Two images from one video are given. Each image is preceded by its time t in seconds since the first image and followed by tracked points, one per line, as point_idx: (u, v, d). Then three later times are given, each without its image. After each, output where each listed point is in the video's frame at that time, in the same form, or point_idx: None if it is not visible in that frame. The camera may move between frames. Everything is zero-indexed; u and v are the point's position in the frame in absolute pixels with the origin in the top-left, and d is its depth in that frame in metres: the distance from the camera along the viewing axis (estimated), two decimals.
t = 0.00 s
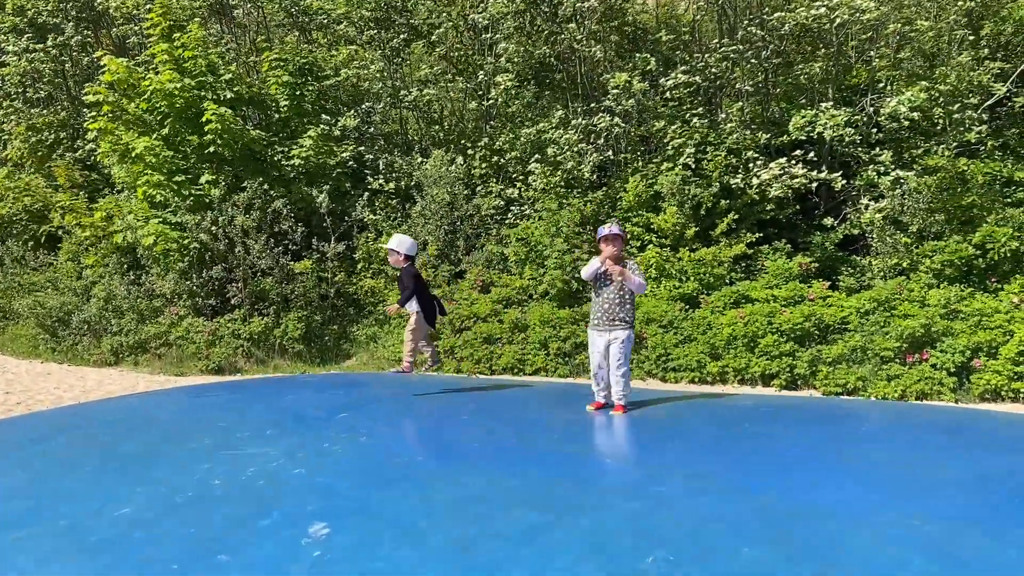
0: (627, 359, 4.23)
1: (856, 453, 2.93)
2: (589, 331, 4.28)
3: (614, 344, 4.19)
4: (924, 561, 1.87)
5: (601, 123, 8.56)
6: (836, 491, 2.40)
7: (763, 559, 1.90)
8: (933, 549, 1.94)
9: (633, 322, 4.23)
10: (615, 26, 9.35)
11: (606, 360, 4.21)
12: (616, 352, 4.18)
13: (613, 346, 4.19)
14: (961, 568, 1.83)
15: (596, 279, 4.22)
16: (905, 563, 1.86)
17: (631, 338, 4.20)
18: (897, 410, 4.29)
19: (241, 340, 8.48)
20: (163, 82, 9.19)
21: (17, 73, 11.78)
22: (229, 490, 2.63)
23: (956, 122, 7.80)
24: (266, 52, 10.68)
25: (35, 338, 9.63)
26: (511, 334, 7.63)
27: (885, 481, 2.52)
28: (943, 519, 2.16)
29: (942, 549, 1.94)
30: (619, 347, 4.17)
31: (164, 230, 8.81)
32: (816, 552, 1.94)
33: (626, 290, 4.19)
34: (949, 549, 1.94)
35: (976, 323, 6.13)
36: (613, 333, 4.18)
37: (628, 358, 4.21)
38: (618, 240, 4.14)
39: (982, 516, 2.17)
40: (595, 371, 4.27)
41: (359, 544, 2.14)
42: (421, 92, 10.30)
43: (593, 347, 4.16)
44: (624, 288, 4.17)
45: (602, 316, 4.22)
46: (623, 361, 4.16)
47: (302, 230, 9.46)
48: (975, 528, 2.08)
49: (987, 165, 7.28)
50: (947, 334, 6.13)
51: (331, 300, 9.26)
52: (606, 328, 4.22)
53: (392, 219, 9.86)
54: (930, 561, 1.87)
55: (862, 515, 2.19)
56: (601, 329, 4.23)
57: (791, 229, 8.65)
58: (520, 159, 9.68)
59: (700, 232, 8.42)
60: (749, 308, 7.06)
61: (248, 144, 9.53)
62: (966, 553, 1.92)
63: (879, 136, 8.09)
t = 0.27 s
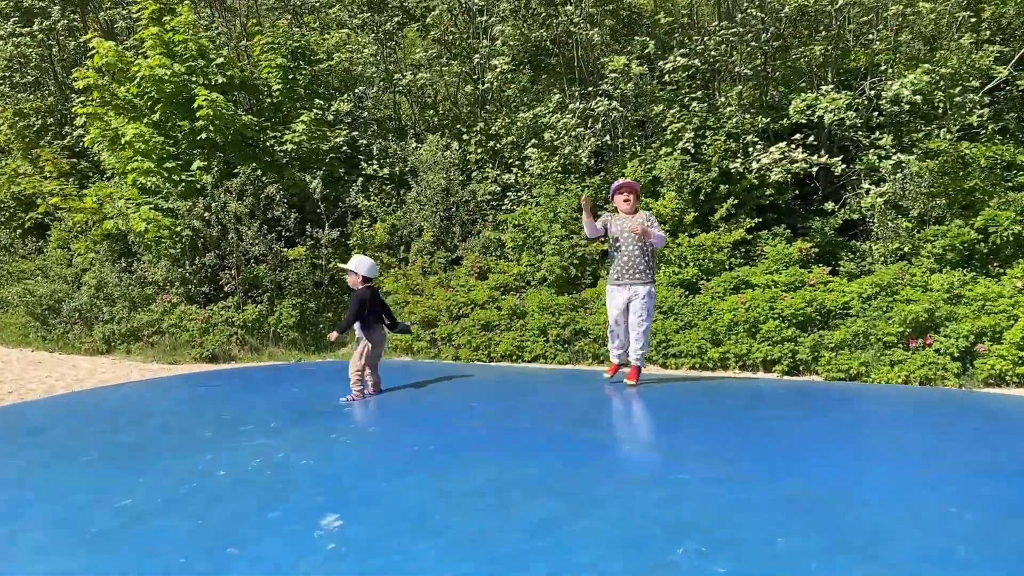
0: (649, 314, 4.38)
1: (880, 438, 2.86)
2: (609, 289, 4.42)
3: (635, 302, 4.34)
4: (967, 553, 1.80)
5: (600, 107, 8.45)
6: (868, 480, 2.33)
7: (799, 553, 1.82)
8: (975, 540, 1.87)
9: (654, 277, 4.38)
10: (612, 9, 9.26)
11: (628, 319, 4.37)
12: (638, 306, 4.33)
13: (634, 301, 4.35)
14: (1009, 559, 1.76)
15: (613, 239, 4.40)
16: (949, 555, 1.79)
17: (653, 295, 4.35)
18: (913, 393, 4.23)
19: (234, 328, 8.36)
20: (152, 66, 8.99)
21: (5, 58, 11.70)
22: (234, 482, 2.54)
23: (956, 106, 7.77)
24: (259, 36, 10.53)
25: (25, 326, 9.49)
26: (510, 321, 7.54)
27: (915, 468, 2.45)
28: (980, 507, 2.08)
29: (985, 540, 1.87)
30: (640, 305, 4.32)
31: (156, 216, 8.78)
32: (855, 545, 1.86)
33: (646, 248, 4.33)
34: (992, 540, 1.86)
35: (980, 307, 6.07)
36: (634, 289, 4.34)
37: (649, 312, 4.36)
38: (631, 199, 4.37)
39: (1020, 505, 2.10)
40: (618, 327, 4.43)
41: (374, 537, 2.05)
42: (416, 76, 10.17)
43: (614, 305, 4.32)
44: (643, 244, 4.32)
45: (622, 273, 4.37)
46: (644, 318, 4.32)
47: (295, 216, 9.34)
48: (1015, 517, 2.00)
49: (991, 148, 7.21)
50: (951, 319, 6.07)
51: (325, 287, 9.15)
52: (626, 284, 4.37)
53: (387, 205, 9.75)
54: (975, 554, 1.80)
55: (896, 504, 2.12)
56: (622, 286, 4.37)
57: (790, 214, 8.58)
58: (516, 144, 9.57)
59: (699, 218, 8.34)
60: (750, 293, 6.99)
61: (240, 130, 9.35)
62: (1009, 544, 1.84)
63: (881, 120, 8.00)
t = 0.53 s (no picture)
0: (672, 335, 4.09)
1: (903, 426, 2.83)
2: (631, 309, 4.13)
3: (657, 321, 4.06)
4: (1009, 543, 1.76)
5: (602, 93, 8.38)
6: (897, 468, 2.30)
7: (835, 542, 1.80)
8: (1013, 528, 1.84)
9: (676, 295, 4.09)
10: None
11: (651, 338, 4.07)
12: (660, 328, 4.04)
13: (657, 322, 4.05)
14: None
15: (634, 255, 4.12)
16: (988, 544, 1.76)
17: (676, 313, 4.07)
18: (929, 379, 4.20)
19: (235, 317, 8.32)
20: (149, 53, 8.85)
21: None
22: (251, 472, 2.51)
23: (962, 90, 7.67)
24: (258, 21, 10.43)
25: (24, 316, 9.42)
26: (513, 310, 7.48)
27: (945, 457, 2.41)
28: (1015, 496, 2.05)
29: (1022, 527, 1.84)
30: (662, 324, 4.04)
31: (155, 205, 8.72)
32: (891, 533, 1.83)
33: (668, 264, 4.05)
34: None
35: (987, 294, 6.03)
36: (656, 308, 4.05)
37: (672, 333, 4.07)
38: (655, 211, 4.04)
39: None
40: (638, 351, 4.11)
41: (398, 528, 2.02)
42: (416, 62, 10.10)
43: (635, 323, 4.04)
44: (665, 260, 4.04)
45: (644, 291, 4.08)
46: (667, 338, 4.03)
47: (296, 204, 9.26)
48: None
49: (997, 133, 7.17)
50: (959, 305, 6.03)
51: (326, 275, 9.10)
52: (649, 304, 4.07)
53: (388, 193, 9.69)
54: (1013, 541, 1.77)
55: (928, 493, 2.09)
56: (643, 305, 4.09)
57: (794, 200, 8.53)
58: (517, 130, 9.51)
59: (703, 204, 8.29)
60: (755, 280, 6.96)
61: (239, 117, 9.25)
62: None
63: (887, 104, 7.98)
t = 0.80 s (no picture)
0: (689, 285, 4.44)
1: (925, 417, 2.78)
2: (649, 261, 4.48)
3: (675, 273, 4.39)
4: None
5: (607, 81, 8.31)
6: (923, 461, 2.25)
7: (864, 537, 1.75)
8: None
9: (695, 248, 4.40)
10: None
11: (669, 289, 4.42)
12: (677, 279, 4.39)
13: (673, 274, 4.40)
14: None
15: (654, 208, 4.41)
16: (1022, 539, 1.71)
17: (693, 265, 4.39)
18: (946, 367, 4.14)
19: (238, 308, 8.28)
20: (148, 43, 8.78)
21: None
22: (261, 467, 2.46)
23: (969, 76, 7.68)
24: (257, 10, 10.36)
25: (26, 308, 9.37)
26: (518, 300, 7.43)
27: (970, 449, 2.36)
28: None
29: None
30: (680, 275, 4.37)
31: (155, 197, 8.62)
32: (921, 528, 1.78)
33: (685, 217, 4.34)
34: None
35: (996, 282, 5.98)
36: (673, 262, 4.37)
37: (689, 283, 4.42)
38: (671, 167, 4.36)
39: None
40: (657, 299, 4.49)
41: (414, 523, 1.97)
42: (418, 51, 10.03)
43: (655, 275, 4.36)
44: (683, 212, 4.34)
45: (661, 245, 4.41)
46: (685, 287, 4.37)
47: (298, 194, 9.20)
48: None
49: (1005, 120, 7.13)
50: (967, 293, 5.99)
51: (329, 266, 9.06)
52: (665, 257, 4.41)
53: (390, 183, 9.64)
54: None
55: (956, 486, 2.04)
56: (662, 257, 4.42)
57: (800, 188, 8.48)
58: (520, 119, 9.45)
59: (708, 193, 8.24)
60: (763, 269, 6.92)
61: (240, 107, 9.14)
62: None
63: (894, 91, 7.90)
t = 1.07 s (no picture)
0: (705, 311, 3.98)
1: (944, 413, 2.72)
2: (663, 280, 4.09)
3: (683, 297, 3.97)
4: None
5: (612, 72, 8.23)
6: (944, 458, 2.20)
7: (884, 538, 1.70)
8: None
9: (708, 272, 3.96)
10: None
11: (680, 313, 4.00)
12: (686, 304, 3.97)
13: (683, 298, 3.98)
14: None
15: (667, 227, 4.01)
16: None
17: (705, 291, 3.96)
18: (960, 361, 4.07)
19: (243, 303, 8.28)
20: (153, 34, 8.70)
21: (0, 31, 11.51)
22: (266, 465, 2.42)
23: (978, 66, 7.63)
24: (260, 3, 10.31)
25: (30, 304, 9.35)
26: (523, 294, 7.38)
27: (992, 446, 2.30)
28: None
29: None
30: (688, 300, 3.94)
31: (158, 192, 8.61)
32: (943, 528, 1.73)
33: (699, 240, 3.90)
34: None
35: (1007, 273, 5.92)
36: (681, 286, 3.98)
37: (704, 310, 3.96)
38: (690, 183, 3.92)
39: None
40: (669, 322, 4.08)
41: (422, 524, 1.93)
42: (421, 43, 9.98)
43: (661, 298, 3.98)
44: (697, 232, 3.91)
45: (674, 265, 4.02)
46: (695, 313, 3.92)
47: (302, 188, 9.15)
48: None
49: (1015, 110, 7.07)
50: (977, 285, 5.92)
51: (333, 261, 9.02)
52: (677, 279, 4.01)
53: (394, 176, 9.60)
54: None
55: (979, 485, 1.99)
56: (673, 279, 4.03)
57: (807, 180, 8.41)
58: (524, 112, 9.39)
59: (715, 185, 8.20)
60: (771, 261, 6.89)
61: (242, 100, 9.07)
62: None
63: (903, 81, 7.81)
